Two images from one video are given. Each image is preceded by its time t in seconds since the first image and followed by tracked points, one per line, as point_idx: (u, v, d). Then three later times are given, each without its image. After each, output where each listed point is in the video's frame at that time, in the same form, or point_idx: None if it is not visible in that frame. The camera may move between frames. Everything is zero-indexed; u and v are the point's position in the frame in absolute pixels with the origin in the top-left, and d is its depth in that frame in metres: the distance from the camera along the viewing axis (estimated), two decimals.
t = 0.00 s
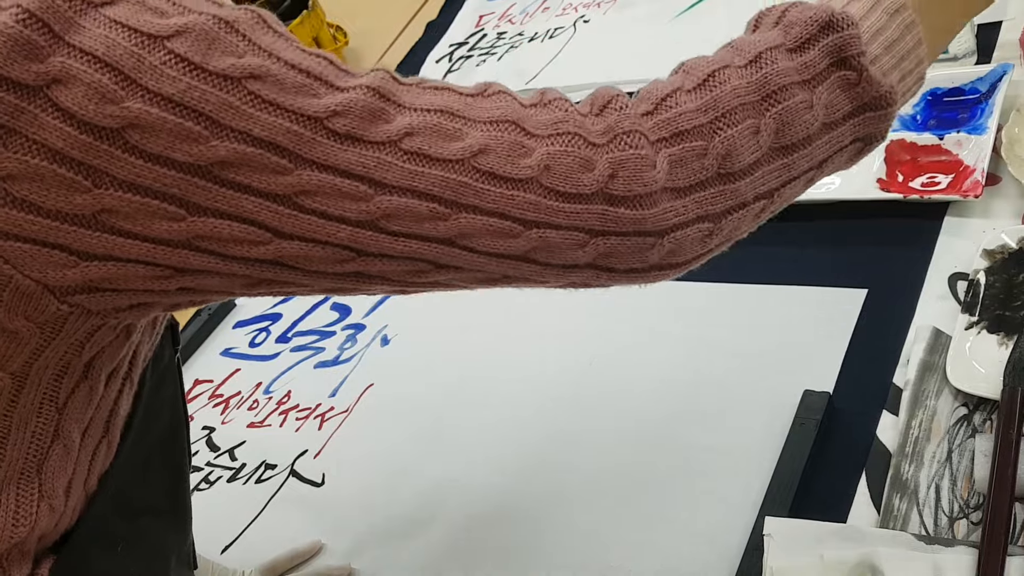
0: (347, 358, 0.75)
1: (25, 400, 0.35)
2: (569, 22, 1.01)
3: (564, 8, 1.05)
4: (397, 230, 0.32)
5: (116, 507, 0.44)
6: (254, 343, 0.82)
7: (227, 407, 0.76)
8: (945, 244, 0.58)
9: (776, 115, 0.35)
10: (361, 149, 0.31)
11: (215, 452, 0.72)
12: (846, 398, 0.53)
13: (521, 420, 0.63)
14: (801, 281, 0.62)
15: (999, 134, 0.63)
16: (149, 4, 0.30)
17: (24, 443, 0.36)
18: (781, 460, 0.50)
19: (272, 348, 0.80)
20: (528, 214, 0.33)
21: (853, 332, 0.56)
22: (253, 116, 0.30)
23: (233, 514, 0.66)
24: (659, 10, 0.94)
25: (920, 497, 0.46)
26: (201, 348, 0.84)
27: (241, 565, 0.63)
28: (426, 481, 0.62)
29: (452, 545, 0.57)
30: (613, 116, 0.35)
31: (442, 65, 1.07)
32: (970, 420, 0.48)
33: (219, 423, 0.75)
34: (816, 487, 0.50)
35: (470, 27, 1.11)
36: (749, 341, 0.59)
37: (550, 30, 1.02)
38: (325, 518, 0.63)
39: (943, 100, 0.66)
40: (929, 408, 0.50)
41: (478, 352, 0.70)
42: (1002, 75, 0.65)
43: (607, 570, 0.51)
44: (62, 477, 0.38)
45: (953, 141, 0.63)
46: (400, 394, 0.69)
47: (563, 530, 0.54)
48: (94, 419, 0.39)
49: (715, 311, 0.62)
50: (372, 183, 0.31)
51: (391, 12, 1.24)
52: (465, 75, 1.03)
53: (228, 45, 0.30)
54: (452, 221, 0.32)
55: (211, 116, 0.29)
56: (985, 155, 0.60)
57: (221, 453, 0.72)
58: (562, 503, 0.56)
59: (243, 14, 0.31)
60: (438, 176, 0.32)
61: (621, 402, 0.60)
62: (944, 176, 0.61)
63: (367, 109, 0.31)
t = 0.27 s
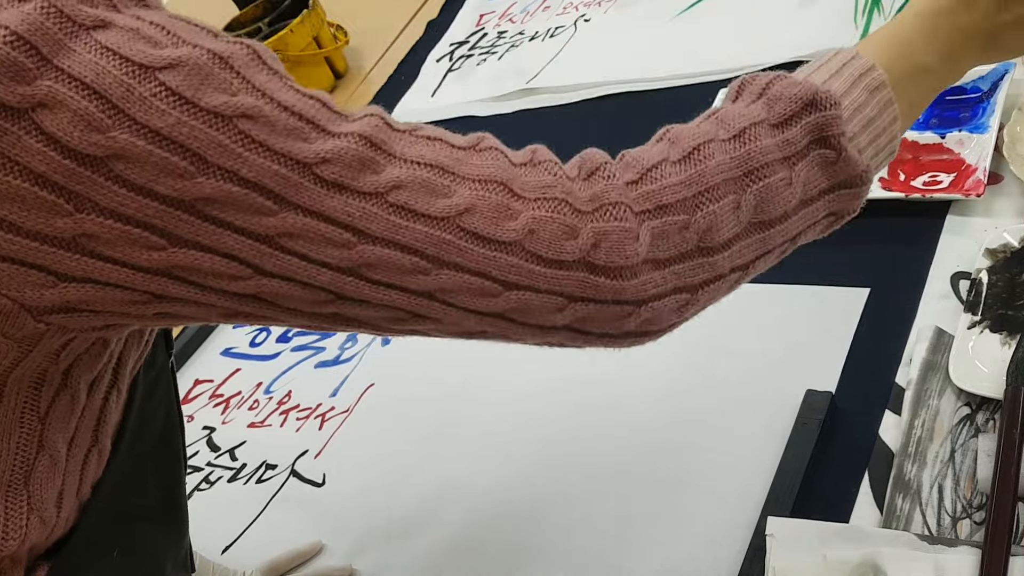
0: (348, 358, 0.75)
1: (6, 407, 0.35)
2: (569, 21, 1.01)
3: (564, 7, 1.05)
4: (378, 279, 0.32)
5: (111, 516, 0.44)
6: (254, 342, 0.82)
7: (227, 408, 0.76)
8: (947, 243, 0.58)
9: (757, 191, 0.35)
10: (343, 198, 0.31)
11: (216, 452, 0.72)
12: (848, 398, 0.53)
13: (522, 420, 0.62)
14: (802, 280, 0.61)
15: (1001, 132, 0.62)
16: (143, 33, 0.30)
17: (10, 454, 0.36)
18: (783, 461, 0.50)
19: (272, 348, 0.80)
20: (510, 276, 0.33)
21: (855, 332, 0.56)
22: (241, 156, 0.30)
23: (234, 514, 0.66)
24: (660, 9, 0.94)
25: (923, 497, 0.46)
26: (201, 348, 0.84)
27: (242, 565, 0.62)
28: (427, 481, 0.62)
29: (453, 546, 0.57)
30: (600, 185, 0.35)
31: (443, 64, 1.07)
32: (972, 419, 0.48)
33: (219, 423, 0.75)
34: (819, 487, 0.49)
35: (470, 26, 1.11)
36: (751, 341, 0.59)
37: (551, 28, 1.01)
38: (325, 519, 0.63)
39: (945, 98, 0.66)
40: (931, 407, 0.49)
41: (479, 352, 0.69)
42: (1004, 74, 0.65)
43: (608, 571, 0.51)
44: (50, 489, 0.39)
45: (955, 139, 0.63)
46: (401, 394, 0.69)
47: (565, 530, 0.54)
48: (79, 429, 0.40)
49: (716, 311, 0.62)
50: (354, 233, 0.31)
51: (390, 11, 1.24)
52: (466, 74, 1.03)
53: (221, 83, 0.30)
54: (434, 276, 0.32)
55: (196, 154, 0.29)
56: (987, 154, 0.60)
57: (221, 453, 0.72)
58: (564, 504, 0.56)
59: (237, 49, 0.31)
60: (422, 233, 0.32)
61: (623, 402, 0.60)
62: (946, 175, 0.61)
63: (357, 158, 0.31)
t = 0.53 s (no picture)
0: (348, 357, 0.75)
1: (18, 420, 0.35)
2: (570, 19, 1.01)
3: (565, 5, 1.04)
4: (409, 259, 0.33)
5: (111, 524, 0.45)
6: (254, 341, 0.82)
7: (227, 407, 0.76)
8: (949, 242, 0.58)
9: (759, 174, 0.37)
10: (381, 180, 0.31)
11: (216, 451, 0.72)
12: (850, 397, 0.53)
13: (523, 419, 0.62)
14: (804, 280, 0.61)
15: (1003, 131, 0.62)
16: (173, 36, 0.30)
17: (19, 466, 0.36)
18: (785, 460, 0.50)
19: (271, 347, 0.80)
20: (530, 249, 0.34)
21: (857, 332, 0.56)
22: (279, 148, 0.30)
23: (233, 513, 0.66)
24: (661, 8, 0.94)
25: (925, 496, 0.46)
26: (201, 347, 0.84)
27: (242, 564, 0.63)
28: (427, 481, 0.62)
29: (453, 545, 0.57)
30: (612, 159, 0.36)
31: (443, 63, 1.07)
32: (975, 419, 0.48)
33: (219, 423, 0.75)
34: (820, 487, 0.49)
35: (470, 24, 1.11)
36: (752, 340, 0.58)
37: (551, 27, 1.01)
38: (325, 518, 0.63)
39: (947, 97, 0.66)
40: (933, 407, 0.49)
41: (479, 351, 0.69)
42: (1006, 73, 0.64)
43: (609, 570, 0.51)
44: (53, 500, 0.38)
45: (957, 138, 0.63)
46: (401, 393, 0.69)
47: (566, 530, 0.54)
48: (86, 439, 0.39)
49: (717, 310, 0.62)
50: (391, 215, 0.32)
51: (390, 10, 1.24)
52: (466, 73, 1.03)
53: (255, 80, 0.30)
54: (461, 253, 0.33)
55: (238, 149, 0.29)
56: (989, 153, 0.60)
57: (221, 453, 0.72)
58: (565, 504, 0.56)
59: (262, 47, 0.31)
60: (454, 210, 0.33)
61: (623, 401, 0.60)
62: (948, 174, 0.61)
63: (387, 143, 0.32)
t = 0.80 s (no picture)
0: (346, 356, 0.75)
1: None
2: (568, 19, 1.01)
3: (563, 4, 1.05)
4: (208, 445, 0.29)
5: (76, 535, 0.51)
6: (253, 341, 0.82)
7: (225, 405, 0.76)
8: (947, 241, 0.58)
9: (750, 360, 0.33)
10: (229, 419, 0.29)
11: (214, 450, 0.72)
12: (848, 395, 0.53)
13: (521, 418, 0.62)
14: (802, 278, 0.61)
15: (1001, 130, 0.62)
16: (26, 116, 0.28)
17: None
18: (783, 458, 0.50)
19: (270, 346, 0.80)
20: (369, 476, 0.30)
21: (855, 329, 0.56)
22: (81, 270, 0.27)
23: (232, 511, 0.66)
24: (659, 7, 0.94)
25: (922, 493, 0.46)
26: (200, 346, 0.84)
27: (239, 562, 0.63)
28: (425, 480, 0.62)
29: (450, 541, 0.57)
30: (624, 350, 0.33)
31: (441, 63, 1.07)
32: (972, 416, 0.48)
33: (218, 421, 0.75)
34: (819, 484, 0.49)
35: (468, 24, 1.11)
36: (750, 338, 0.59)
37: (549, 26, 1.01)
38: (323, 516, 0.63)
39: (944, 96, 0.66)
40: (930, 404, 0.49)
41: (477, 350, 0.69)
42: (1003, 71, 0.64)
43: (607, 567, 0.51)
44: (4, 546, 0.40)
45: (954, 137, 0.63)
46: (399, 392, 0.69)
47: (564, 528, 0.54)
48: (11, 466, 0.44)
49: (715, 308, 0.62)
50: (237, 387, 0.29)
51: (390, 9, 1.24)
52: (464, 72, 1.03)
53: (93, 184, 0.28)
54: (275, 449, 0.29)
55: (47, 261, 0.27)
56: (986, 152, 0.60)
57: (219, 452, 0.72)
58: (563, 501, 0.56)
59: (126, 154, 0.29)
60: (324, 419, 0.30)
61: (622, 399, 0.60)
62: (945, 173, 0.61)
63: (213, 318, 0.29)
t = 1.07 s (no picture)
0: (348, 353, 0.76)
1: None
2: (569, 19, 1.01)
3: (564, 5, 1.05)
4: None
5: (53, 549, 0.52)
6: (256, 338, 0.83)
7: (229, 402, 0.77)
8: (945, 238, 0.59)
9: None
10: None
11: (218, 446, 0.73)
12: (846, 390, 0.53)
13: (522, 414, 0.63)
14: (800, 275, 0.62)
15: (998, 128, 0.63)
16: None
17: None
18: (782, 453, 0.51)
19: (273, 344, 0.81)
20: None
21: (853, 326, 0.56)
22: None
23: (236, 506, 0.67)
24: (659, 8, 0.95)
25: (920, 487, 0.47)
26: (204, 344, 0.84)
27: (244, 556, 0.64)
28: (427, 475, 0.62)
29: (453, 535, 0.58)
30: None
31: (443, 63, 1.08)
32: (969, 411, 0.48)
33: (221, 418, 0.75)
34: (817, 478, 0.50)
35: (470, 24, 1.12)
36: (749, 335, 0.59)
37: (550, 27, 1.02)
38: (327, 511, 0.63)
39: (942, 95, 0.67)
40: (928, 399, 0.50)
41: (478, 347, 0.70)
42: (1001, 70, 0.65)
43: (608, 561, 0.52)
44: None
45: (952, 134, 0.63)
46: (401, 389, 0.70)
47: (564, 522, 0.55)
48: None
49: (714, 305, 0.63)
50: None
51: (392, 10, 1.25)
52: (466, 72, 1.03)
53: None
54: None
55: None
56: (984, 150, 0.60)
57: (224, 448, 0.72)
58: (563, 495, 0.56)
59: None
60: None
61: (622, 395, 0.60)
62: (943, 171, 0.62)
63: None
